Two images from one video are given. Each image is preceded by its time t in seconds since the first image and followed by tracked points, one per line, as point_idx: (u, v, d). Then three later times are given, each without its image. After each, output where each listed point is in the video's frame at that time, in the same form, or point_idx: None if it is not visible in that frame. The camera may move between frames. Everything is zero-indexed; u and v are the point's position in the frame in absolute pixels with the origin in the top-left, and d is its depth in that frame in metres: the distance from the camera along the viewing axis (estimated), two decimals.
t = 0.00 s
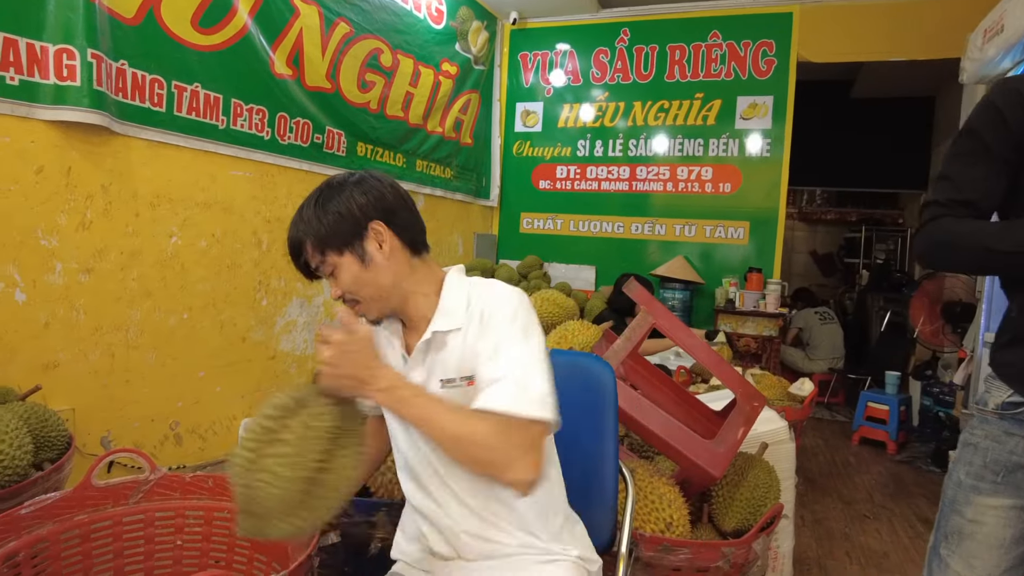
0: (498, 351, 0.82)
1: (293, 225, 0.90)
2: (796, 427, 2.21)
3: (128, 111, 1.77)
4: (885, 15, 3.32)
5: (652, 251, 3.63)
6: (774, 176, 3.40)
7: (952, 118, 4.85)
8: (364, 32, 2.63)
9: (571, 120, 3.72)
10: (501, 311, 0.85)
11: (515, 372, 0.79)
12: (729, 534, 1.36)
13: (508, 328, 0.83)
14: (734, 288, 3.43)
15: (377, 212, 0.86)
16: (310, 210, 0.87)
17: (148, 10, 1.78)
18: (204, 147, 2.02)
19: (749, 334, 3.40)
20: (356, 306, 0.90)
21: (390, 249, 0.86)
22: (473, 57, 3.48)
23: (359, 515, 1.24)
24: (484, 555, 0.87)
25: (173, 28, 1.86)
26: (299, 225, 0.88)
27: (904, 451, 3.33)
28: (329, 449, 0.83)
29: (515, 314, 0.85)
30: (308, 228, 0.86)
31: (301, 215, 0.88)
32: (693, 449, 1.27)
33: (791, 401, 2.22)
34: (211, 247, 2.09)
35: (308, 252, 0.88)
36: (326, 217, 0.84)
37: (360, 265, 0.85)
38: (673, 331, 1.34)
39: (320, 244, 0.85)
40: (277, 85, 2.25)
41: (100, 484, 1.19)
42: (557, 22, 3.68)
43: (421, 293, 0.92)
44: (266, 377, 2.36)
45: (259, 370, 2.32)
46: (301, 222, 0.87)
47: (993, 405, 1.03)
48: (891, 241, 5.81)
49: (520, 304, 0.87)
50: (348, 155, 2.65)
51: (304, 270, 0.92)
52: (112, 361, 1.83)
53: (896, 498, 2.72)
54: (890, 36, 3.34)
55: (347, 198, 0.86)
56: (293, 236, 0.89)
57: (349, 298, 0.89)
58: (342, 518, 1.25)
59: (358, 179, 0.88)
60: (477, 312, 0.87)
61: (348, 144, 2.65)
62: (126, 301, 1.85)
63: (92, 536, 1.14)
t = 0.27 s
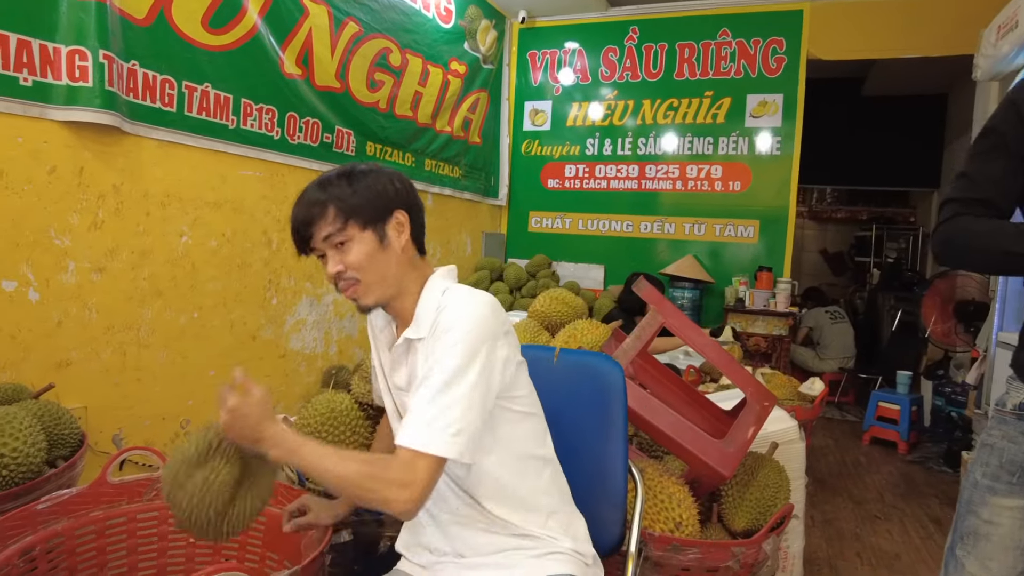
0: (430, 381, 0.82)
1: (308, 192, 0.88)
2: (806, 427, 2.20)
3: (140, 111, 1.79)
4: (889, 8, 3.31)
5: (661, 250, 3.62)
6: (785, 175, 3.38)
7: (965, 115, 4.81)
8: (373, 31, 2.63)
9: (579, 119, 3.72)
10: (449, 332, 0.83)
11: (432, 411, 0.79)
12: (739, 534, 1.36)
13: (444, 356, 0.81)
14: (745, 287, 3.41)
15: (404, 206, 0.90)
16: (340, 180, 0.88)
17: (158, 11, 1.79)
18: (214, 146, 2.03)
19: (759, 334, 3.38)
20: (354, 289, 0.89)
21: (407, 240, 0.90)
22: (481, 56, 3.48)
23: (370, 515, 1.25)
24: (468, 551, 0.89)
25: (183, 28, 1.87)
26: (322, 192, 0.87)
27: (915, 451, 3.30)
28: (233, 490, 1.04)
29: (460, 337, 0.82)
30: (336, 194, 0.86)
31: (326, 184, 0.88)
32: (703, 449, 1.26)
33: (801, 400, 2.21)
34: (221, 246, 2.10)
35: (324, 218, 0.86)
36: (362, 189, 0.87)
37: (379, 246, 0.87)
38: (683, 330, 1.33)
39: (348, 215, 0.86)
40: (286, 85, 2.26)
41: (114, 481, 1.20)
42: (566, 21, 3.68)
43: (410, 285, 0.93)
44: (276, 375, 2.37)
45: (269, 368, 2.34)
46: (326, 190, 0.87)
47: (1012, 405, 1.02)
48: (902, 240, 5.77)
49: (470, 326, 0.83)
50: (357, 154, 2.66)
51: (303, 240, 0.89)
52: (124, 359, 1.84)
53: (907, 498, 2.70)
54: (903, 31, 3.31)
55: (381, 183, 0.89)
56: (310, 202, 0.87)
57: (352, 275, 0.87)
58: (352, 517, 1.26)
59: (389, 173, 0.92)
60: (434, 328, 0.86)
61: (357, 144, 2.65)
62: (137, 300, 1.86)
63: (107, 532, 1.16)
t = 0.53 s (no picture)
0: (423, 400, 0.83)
1: (352, 173, 0.88)
2: (819, 425, 2.19)
3: (154, 110, 1.80)
4: (894, 8, 3.31)
5: (671, 248, 3.61)
6: (797, 172, 3.36)
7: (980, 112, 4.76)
8: (384, 30, 2.64)
9: (589, 116, 3.72)
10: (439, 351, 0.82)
11: (425, 434, 0.80)
12: (753, 531, 1.35)
13: (434, 377, 0.81)
14: (756, 286, 3.40)
15: (439, 211, 0.93)
16: (388, 172, 0.88)
17: (172, 10, 1.81)
18: (228, 145, 2.05)
19: (771, 332, 3.37)
20: (372, 281, 0.90)
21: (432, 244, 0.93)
22: (492, 54, 3.48)
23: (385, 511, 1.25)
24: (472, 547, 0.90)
25: (197, 27, 1.88)
26: (368, 179, 0.88)
27: (929, 450, 3.27)
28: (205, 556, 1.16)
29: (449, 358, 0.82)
30: (384, 186, 0.87)
31: (374, 172, 0.88)
32: (718, 446, 1.26)
33: (813, 398, 2.20)
34: (234, 244, 2.12)
35: (363, 205, 0.87)
36: (409, 189, 0.88)
37: (409, 248, 0.89)
38: (697, 327, 1.33)
39: (391, 210, 0.87)
40: (299, 84, 2.27)
41: (130, 475, 1.21)
42: (576, 19, 3.67)
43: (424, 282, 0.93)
44: (289, 373, 2.39)
45: (282, 366, 2.35)
46: (373, 178, 0.88)
47: None
48: (915, 238, 5.72)
49: (464, 343, 0.82)
50: (368, 152, 2.67)
51: (331, 217, 0.89)
52: (139, 356, 1.86)
53: (921, 497, 2.68)
54: (915, 28, 3.29)
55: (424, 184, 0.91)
56: (353, 184, 0.87)
57: (375, 267, 0.88)
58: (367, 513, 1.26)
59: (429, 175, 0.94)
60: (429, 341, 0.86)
61: (368, 142, 2.66)
62: (151, 298, 1.88)
63: (122, 526, 1.16)
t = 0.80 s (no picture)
0: (482, 395, 0.80)
1: (376, 164, 0.88)
2: (829, 425, 2.18)
3: (166, 111, 1.82)
4: (891, 13, 3.29)
5: (681, 247, 3.60)
6: (807, 171, 3.35)
7: (993, 110, 4.71)
8: (393, 30, 2.65)
9: (598, 115, 3.71)
10: (491, 345, 0.81)
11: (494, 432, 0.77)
12: (761, 532, 1.35)
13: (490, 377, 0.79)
14: (766, 285, 3.38)
15: (461, 208, 0.92)
16: (414, 164, 0.88)
17: (183, 11, 1.82)
18: (238, 144, 2.06)
19: (780, 332, 3.36)
20: (392, 271, 0.87)
21: (453, 241, 0.91)
22: (500, 53, 3.48)
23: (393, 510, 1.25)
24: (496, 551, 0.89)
25: (207, 28, 1.90)
26: (393, 169, 0.87)
27: (940, 451, 3.25)
28: None
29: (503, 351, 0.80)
30: (410, 177, 0.87)
31: (400, 164, 0.88)
32: (726, 446, 1.26)
33: (823, 399, 2.19)
34: (244, 243, 2.13)
35: (387, 194, 0.86)
36: (435, 182, 0.88)
37: (432, 241, 0.87)
38: (706, 326, 1.33)
39: (417, 202, 0.86)
40: (309, 84, 2.28)
41: (142, 474, 1.21)
42: (585, 18, 3.67)
43: (441, 283, 0.91)
44: (299, 371, 2.40)
45: (291, 365, 2.36)
46: (399, 169, 0.87)
47: None
48: (927, 237, 5.67)
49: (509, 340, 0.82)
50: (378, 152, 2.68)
51: (353, 207, 0.88)
52: (150, 355, 1.87)
53: (932, 498, 2.66)
54: (926, 27, 3.27)
55: (448, 180, 0.90)
56: (377, 174, 0.87)
57: (397, 257, 0.86)
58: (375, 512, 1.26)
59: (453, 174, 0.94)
60: (471, 339, 0.84)
61: (378, 142, 2.67)
62: (162, 297, 1.89)
63: (134, 523, 1.18)
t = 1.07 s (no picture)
0: (593, 397, 0.78)
1: (441, 145, 0.82)
2: (842, 425, 2.16)
3: (178, 111, 1.83)
4: (896, 11, 3.26)
5: (691, 246, 3.58)
6: (819, 169, 3.32)
7: (1009, 107, 4.66)
8: (403, 29, 2.65)
9: (608, 114, 3.70)
10: (591, 347, 0.79)
11: (626, 434, 0.77)
12: (773, 532, 1.35)
13: (599, 381, 0.78)
14: (778, 284, 3.36)
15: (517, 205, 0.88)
16: (482, 152, 0.83)
17: (196, 12, 1.83)
18: (249, 144, 2.07)
19: (792, 331, 3.34)
20: (438, 266, 0.82)
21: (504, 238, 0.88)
22: (510, 52, 3.48)
23: (403, 507, 1.25)
24: (526, 564, 0.87)
25: (219, 28, 1.91)
26: (459, 157, 0.82)
27: (954, 452, 3.22)
28: None
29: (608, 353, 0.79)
30: (479, 166, 0.82)
31: (467, 149, 0.83)
32: (737, 445, 1.25)
33: (835, 399, 2.17)
34: (256, 242, 2.14)
35: (451, 182, 0.81)
36: (501, 177, 0.83)
37: (486, 240, 0.84)
38: (717, 326, 1.32)
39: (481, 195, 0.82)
40: (319, 84, 2.29)
41: (152, 472, 1.21)
42: (596, 16, 3.66)
43: (481, 283, 0.86)
44: (309, 370, 2.41)
45: (302, 363, 2.38)
46: (467, 156, 0.82)
47: None
48: (940, 236, 5.63)
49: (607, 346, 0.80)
50: (388, 151, 2.69)
51: (409, 188, 0.82)
52: (162, 353, 1.89)
53: (946, 499, 2.64)
54: (941, 23, 3.22)
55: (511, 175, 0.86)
56: (443, 157, 0.81)
57: (448, 250, 0.82)
58: (385, 510, 1.27)
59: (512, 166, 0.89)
60: (552, 339, 0.81)
61: (388, 141, 2.68)
62: (175, 296, 1.91)
63: (146, 521, 1.19)
